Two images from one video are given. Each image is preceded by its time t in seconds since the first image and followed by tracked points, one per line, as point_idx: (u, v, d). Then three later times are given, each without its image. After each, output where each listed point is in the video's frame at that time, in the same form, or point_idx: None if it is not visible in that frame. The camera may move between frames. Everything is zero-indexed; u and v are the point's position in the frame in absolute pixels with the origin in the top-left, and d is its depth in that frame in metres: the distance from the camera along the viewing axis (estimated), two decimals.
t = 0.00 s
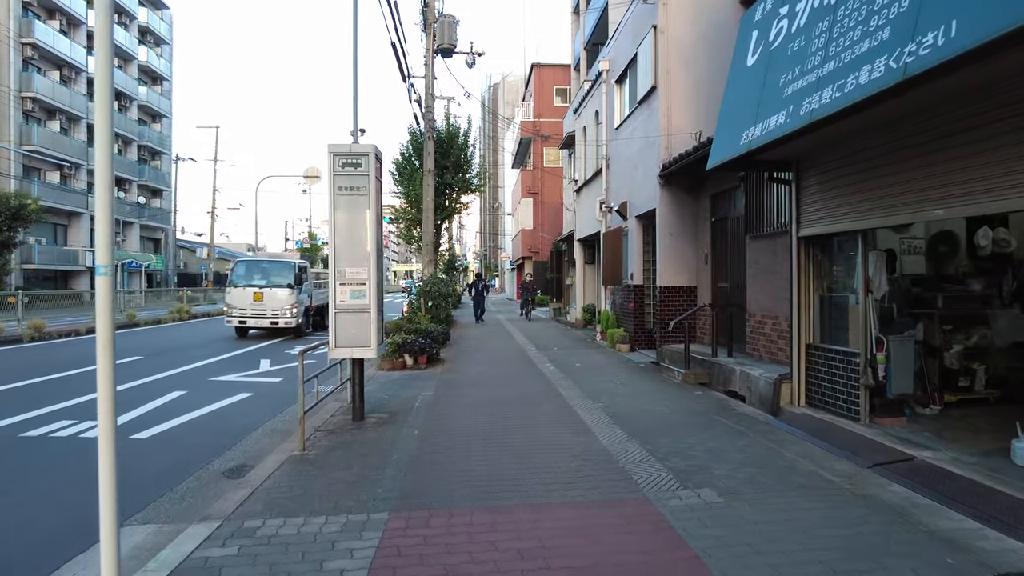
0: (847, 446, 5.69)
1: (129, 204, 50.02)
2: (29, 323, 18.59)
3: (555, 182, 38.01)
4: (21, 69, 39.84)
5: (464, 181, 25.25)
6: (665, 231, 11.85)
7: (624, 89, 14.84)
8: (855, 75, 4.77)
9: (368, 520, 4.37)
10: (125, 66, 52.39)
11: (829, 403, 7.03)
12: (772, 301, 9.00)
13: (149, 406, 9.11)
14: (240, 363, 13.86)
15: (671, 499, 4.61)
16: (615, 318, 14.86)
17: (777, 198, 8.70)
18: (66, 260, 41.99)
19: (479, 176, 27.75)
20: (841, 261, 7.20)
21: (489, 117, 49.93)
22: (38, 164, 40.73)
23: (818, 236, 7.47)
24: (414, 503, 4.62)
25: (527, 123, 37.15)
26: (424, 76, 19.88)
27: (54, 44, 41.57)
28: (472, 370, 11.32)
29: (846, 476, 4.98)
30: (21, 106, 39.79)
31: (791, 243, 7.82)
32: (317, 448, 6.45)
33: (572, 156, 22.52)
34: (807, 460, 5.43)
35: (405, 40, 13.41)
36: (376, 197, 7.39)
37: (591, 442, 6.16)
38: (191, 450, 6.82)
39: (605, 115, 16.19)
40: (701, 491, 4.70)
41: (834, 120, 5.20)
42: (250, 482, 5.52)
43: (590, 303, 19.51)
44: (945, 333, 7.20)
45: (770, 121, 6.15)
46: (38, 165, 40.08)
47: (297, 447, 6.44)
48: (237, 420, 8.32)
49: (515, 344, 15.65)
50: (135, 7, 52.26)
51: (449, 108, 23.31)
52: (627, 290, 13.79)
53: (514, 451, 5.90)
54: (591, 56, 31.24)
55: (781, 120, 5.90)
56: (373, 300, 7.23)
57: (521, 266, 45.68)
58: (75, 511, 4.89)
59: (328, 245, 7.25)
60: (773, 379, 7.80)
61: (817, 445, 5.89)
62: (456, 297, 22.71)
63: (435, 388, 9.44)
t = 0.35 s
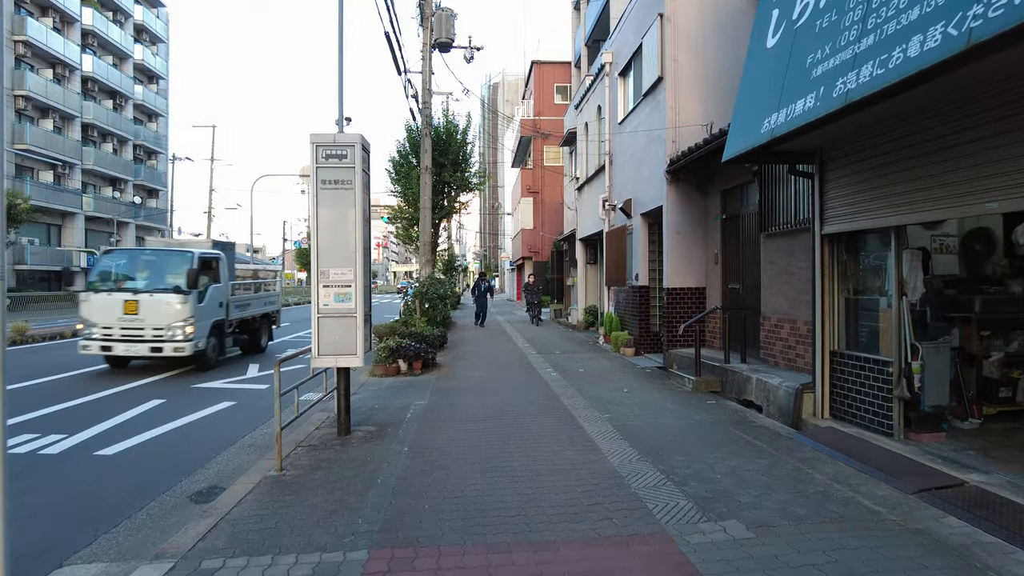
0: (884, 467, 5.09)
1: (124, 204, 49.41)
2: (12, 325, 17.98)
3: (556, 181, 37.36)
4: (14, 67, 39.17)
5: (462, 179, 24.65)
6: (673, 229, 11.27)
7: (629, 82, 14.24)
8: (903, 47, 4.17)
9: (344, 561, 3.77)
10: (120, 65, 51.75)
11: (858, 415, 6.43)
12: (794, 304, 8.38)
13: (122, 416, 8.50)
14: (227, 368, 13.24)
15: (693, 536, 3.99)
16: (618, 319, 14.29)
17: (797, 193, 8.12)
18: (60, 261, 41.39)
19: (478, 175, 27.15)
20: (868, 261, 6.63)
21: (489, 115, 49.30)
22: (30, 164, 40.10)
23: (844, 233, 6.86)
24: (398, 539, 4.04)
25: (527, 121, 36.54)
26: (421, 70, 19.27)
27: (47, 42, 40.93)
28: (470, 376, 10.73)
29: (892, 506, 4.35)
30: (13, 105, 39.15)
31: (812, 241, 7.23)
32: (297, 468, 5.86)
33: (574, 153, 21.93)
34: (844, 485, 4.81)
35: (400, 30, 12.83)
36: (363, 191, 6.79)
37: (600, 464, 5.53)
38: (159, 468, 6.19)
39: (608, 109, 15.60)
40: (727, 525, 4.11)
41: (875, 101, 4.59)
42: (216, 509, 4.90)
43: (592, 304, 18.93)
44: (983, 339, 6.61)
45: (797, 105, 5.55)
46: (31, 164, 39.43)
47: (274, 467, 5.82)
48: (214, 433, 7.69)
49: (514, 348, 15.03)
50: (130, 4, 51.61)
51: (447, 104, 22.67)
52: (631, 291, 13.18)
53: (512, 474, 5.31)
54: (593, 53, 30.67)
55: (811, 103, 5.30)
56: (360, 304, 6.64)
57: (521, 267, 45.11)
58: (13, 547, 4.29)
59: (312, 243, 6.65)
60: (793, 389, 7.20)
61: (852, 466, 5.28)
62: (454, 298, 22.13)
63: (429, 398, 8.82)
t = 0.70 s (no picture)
0: (941, 485, 4.54)
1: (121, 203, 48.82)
2: None
3: (557, 178, 36.77)
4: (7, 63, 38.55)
5: (463, 175, 24.08)
6: (685, 224, 10.69)
7: (636, 71, 13.68)
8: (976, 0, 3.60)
9: None
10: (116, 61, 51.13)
11: (898, 423, 5.85)
12: (819, 302, 7.81)
13: (97, 424, 7.91)
14: (217, 371, 12.68)
15: (735, 570, 3.41)
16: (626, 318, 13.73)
17: (824, 182, 7.53)
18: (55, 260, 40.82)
19: (478, 171, 26.58)
20: (906, 253, 6.04)
21: (490, 111, 48.67)
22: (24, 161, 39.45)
23: (880, 224, 6.25)
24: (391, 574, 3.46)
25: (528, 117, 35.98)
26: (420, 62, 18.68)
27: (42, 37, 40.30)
28: (471, 378, 10.16)
29: (961, 533, 3.77)
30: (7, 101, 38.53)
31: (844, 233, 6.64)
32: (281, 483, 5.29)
33: (577, 148, 21.36)
34: (898, 506, 4.24)
35: (398, 16, 12.24)
36: (354, 177, 6.21)
37: (617, 479, 4.96)
38: (127, 482, 5.60)
39: (614, 100, 15.02)
40: (773, 556, 3.54)
41: (941, 65, 3.98)
42: (184, 534, 4.30)
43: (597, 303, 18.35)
44: None
45: (838, 78, 4.96)
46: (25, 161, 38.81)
47: (255, 483, 5.24)
48: (195, 442, 7.11)
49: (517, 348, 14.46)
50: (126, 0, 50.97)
51: (447, 98, 22.06)
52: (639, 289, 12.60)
53: (520, 491, 4.74)
54: (596, 47, 30.10)
55: (855, 75, 4.71)
56: (351, 301, 6.06)
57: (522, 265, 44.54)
58: None
59: (297, 235, 6.07)
60: (823, 394, 6.62)
61: (902, 482, 4.71)
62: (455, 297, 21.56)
63: (427, 402, 8.24)
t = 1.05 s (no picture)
0: (1016, 521, 3.94)
1: (117, 201, 48.24)
2: None
3: (559, 177, 36.19)
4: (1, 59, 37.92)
5: (463, 173, 23.51)
6: (699, 222, 10.12)
7: (645, 63, 13.10)
8: None
9: None
10: (112, 58, 50.51)
11: (949, 444, 5.24)
12: (850, 307, 7.25)
13: (71, 437, 7.34)
14: (206, 377, 12.10)
15: None
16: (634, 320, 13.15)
17: (860, 177, 6.96)
18: (49, 259, 40.23)
19: (479, 169, 26.00)
20: (956, 254, 5.43)
21: (491, 110, 48.07)
22: (17, 159, 38.84)
23: (927, 223, 5.65)
24: None
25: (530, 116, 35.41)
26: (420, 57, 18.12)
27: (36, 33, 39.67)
28: (474, 387, 9.57)
29: None
30: None
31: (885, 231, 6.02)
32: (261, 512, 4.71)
33: (581, 145, 20.78)
34: (969, 548, 3.67)
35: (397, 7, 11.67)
36: (346, 169, 5.63)
37: (642, 511, 4.40)
38: (92, 508, 5.02)
39: (621, 95, 14.45)
40: None
41: None
42: None
43: (602, 305, 17.78)
44: None
45: (894, 56, 4.40)
46: (18, 159, 38.23)
47: (232, 512, 4.65)
48: (173, 458, 6.52)
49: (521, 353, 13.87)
50: None
51: (447, 94, 21.49)
52: (649, 292, 12.02)
53: (532, 526, 4.18)
54: (599, 44, 29.54)
55: (918, 51, 4.14)
56: (344, 305, 5.49)
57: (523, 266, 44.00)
58: None
59: (284, 234, 5.49)
60: (859, 407, 6.02)
61: (967, 516, 4.12)
62: (456, 298, 20.98)
63: (427, 413, 7.68)
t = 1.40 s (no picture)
0: None
1: (111, 200, 47.58)
2: None
3: (560, 175, 35.57)
4: None
5: (463, 170, 22.88)
6: (714, 216, 9.50)
7: (653, 51, 12.49)
8: None
9: None
10: (107, 55, 49.82)
11: (1011, 462, 4.58)
12: (884, 307, 6.62)
13: (32, 448, 6.70)
14: (191, 381, 11.47)
15: None
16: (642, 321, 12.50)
17: (899, 164, 6.34)
18: (42, 259, 39.57)
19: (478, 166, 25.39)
20: (1017, 246, 4.78)
21: (491, 107, 47.44)
22: (10, 156, 38.15)
23: (982, 211, 5.00)
24: None
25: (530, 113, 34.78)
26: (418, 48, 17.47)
27: (29, 29, 38.98)
28: (473, 392, 8.95)
29: None
30: None
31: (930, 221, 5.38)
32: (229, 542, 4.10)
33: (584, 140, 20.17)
34: None
35: None
36: (329, 152, 5.00)
37: (669, 544, 3.80)
38: (36, 536, 4.39)
39: (626, 85, 13.84)
40: None
41: None
42: None
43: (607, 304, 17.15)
44: None
45: (965, 11, 3.79)
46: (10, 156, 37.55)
47: (193, 544, 4.02)
48: (140, 474, 5.88)
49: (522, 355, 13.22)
50: None
51: (446, 88, 20.87)
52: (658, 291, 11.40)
53: (542, 563, 3.58)
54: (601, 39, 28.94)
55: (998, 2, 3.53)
56: (326, 305, 4.87)
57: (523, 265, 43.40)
58: None
59: (258, 224, 4.86)
60: (902, 418, 5.36)
61: None
62: (455, 298, 20.35)
63: (422, 422, 7.06)
